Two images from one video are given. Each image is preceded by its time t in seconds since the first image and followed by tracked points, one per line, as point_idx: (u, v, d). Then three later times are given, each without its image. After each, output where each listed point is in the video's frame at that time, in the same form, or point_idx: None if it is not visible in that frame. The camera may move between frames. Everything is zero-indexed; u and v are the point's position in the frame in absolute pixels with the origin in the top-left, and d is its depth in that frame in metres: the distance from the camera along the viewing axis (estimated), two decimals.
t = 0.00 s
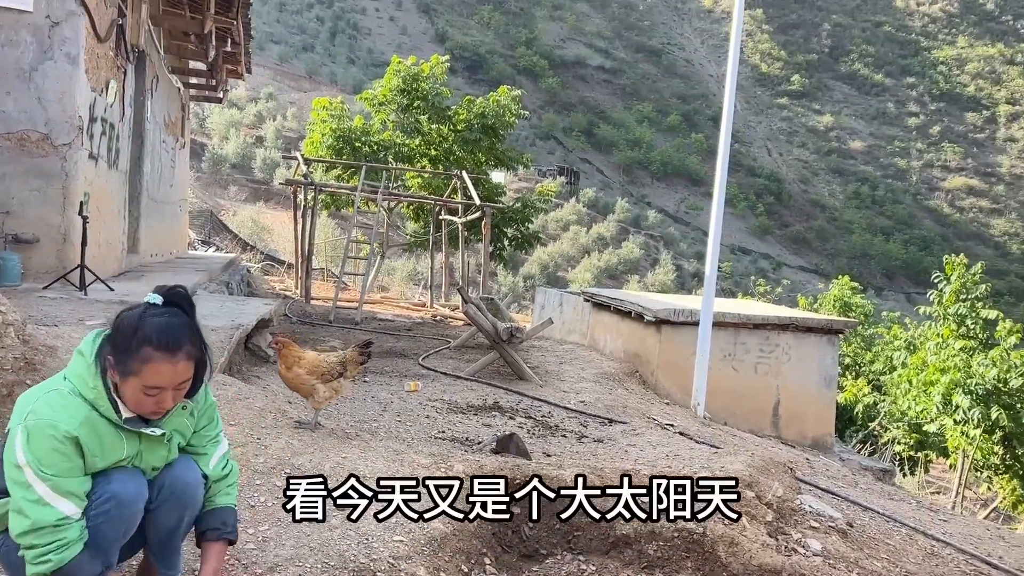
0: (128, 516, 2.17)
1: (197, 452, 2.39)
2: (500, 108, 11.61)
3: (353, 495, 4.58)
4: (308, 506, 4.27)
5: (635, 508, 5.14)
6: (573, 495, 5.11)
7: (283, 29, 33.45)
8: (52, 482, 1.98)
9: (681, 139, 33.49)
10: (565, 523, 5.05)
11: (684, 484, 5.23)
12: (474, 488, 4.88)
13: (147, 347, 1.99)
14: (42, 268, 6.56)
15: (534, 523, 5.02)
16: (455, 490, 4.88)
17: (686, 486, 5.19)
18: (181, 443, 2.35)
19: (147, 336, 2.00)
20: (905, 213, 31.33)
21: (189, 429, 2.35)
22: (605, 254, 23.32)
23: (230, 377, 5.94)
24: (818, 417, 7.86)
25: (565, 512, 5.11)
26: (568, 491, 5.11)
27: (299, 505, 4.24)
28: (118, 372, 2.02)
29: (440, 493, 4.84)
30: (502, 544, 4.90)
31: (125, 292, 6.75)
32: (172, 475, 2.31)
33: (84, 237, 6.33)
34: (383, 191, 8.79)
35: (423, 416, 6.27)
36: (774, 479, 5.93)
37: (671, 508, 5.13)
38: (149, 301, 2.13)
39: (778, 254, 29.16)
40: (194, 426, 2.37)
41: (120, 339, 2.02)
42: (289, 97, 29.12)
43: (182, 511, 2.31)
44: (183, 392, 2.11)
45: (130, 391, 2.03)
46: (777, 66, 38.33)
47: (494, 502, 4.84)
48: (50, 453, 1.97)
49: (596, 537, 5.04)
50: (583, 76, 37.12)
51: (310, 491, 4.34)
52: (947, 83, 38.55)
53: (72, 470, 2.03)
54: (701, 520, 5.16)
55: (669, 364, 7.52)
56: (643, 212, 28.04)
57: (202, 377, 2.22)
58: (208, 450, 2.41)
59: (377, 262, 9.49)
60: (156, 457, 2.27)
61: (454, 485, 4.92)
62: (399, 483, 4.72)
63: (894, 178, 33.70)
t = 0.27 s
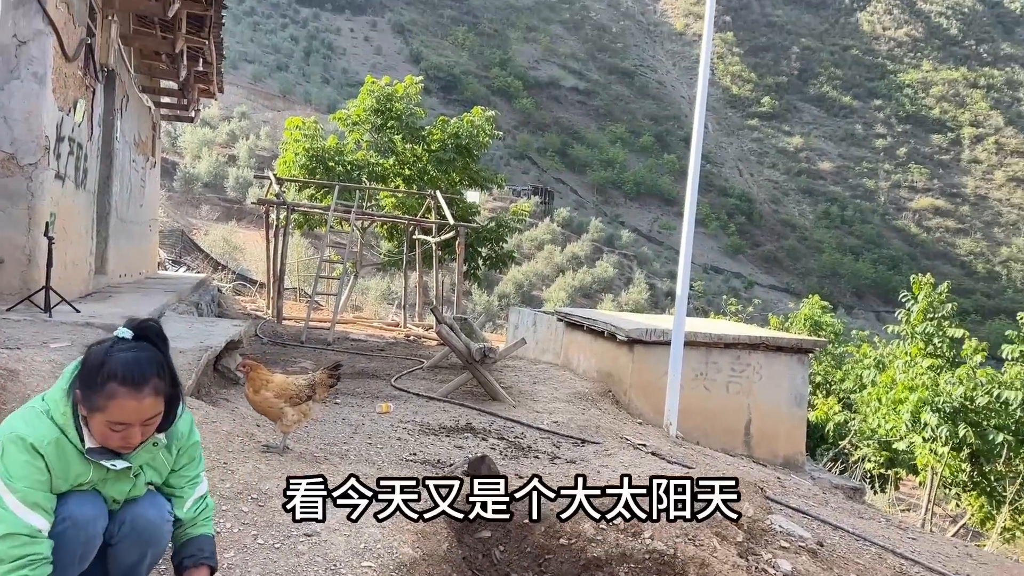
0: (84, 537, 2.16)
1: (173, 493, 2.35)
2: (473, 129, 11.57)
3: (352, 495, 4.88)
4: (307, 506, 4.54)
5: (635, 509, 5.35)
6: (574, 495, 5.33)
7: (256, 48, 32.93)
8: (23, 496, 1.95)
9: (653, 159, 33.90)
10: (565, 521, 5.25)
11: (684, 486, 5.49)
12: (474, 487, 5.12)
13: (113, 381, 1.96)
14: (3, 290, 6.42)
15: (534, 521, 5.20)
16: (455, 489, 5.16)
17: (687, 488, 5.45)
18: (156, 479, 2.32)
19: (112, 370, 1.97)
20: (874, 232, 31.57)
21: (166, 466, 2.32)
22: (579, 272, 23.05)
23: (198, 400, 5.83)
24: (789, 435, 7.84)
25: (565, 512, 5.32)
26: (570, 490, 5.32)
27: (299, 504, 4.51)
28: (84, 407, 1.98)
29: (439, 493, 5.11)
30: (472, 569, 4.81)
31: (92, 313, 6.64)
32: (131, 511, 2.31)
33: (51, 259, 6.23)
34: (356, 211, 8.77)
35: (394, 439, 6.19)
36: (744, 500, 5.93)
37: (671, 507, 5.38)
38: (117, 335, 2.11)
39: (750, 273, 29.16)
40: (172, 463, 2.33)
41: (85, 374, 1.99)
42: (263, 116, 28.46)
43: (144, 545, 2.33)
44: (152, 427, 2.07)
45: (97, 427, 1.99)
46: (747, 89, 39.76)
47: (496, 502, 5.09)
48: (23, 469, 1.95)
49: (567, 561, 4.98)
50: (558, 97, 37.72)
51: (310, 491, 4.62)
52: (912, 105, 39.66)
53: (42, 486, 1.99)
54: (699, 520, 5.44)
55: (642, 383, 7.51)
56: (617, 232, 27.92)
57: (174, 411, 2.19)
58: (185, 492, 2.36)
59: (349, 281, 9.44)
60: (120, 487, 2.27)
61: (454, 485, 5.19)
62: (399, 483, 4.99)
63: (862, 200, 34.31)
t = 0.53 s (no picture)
0: (51, 569, 2.25)
1: (140, 524, 2.42)
2: (446, 148, 11.59)
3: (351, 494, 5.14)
4: (306, 505, 4.82)
5: (634, 509, 5.66)
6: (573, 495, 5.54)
7: (228, 65, 32.58)
8: None
9: (626, 178, 34.21)
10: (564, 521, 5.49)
11: (685, 487, 5.75)
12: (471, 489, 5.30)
13: (90, 413, 2.03)
14: None
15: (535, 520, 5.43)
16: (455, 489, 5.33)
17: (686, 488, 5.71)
18: (122, 514, 2.39)
19: (90, 403, 2.05)
20: (843, 250, 31.99)
21: (132, 502, 2.39)
22: (553, 290, 22.83)
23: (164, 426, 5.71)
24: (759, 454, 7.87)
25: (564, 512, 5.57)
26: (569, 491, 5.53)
27: (298, 504, 4.80)
28: (61, 436, 2.06)
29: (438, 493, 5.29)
30: None
31: (57, 335, 6.48)
32: (99, 540, 2.36)
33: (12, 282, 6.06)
34: (328, 230, 8.71)
35: (364, 462, 6.08)
36: (715, 522, 5.90)
37: (670, 508, 5.67)
38: (99, 367, 2.18)
39: (722, 291, 29.02)
40: (139, 500, 2.40)
41: (66, 403, 2.06)
42: (235, 134, 28.01)
43: None
44: (125, 458, 2.14)
45: (71, 455, 2.07)
46: (717, 109, 40.51)
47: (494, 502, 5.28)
48: None
49: None
50: (531, 116, 37.81)
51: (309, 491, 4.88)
52: (880, 124, 40.33)
53: (12, 518, 2.10)
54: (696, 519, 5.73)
55: (614, 404, 7.52)
56: (590, 250, 27.90)
57: (150, 443, 2.27)
58: (151, 525, 2.44)
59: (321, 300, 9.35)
60: (90, 520, 2.34)
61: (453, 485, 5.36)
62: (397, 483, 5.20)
63: (831, 218, 34.78)
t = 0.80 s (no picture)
0: None
1: (102, 555, 2.36)
2: (419, 165, 11.59)
3: (352, 494, 5.54)
4: (306, 505, 5.24)
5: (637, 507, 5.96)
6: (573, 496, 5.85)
7: (199, 82, 32.21)
8: None
9: (599, 196, 34.64)
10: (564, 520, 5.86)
11: (684, 487, 6.04)
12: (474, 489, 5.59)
13: (52, 443, 2.00)
14: None
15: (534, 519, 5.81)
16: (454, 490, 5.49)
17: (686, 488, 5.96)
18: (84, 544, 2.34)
19: (53, 433, 2.01)
20: (812, 266, 32.37)
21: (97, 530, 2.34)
22: (527, 306, 22.64)
23: (130, 449, 5.58)
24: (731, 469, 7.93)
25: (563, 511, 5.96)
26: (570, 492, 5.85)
27: (298, 504, 5.21)
28: (22, 466, 2.03)
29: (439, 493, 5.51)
30: None
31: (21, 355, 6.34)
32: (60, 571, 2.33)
33: None
34: (300, 248, 8.62)
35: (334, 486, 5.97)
36: (688, 540, 5.73)
37: (670, 507, 5.95)
38: (65, 396, 2.14)
39: (693, 307, 28.94)
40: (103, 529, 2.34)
41: (28, 432, 2.03)
42: (206, 151, 27.63)
43: None
44: (88, 490, 2.10)
45: (32, 486, 2.03)
46: (688, 128, 41.12)
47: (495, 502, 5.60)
48: None
49: None
50: (505, 133, 37.97)
51: (309, 491, 5.28)
52: (847, 143, 41.06)
53: None
54: (695, 518, 6.03)
55: (587, 423, 7.51)
56: (563, 266, 27.91)
57: (115, 472, 2.22)
58: (112, 556, 2.38)
59: (292, 319, 9.23)
60: (50, 552, 2.28)
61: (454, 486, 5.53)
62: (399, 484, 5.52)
63: (800, 234, 35.22)
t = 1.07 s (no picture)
0: None
1: None
2: (392, 180, 11.58)
3: (353, 494, 5.88)
4: (306, 506, 5.58)
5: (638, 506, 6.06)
6: (573, 496, 6.14)
7: (171, 95, 31.83)
8: None
9: (574, 211, 34.80)
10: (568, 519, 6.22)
11: (683, 488, 6.19)
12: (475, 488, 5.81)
13: (6, 464, 1.97)
14: None
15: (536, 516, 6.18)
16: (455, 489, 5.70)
17: (686, 489, 6.17)
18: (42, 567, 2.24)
19: (6, 455, 1.98)
20: (784, 280, 32.70)
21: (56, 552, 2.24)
22: (502, 321, 22.52)
23: (93, 469, 5.43)
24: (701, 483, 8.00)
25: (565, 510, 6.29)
26: (570, 493, 6.12)
27: (298, 505, 5.56)
28: None
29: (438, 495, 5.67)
30: None
31: None
32: None
33: None
34: (271, 263, 8.57)
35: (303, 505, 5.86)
36: (654, 557, 5.69)
37: (671, 506, 6.14)
38: (22, 418, 2.10)
39: (667, 321, 28.64)
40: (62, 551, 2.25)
41: None
42: (178, 165, 27.20)
43: None
44: (44, 513, 2.06)
45: None
46: (661, 142, 41.50)
47: (496, 502, 5.91)
48: None
49: None
50: (479, 148, 38.20)
51: (309, 492, 5.60)
52: (816, 159, 41.68)
53: None
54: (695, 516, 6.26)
55: (560, 437, 7.48)
56: (538, 279, 27.92)
57: (74, 496, 2.17)
58: None
59: (264, 335, 9.16)
60: None
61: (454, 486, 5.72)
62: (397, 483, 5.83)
63: (772, 248, 35.60)
